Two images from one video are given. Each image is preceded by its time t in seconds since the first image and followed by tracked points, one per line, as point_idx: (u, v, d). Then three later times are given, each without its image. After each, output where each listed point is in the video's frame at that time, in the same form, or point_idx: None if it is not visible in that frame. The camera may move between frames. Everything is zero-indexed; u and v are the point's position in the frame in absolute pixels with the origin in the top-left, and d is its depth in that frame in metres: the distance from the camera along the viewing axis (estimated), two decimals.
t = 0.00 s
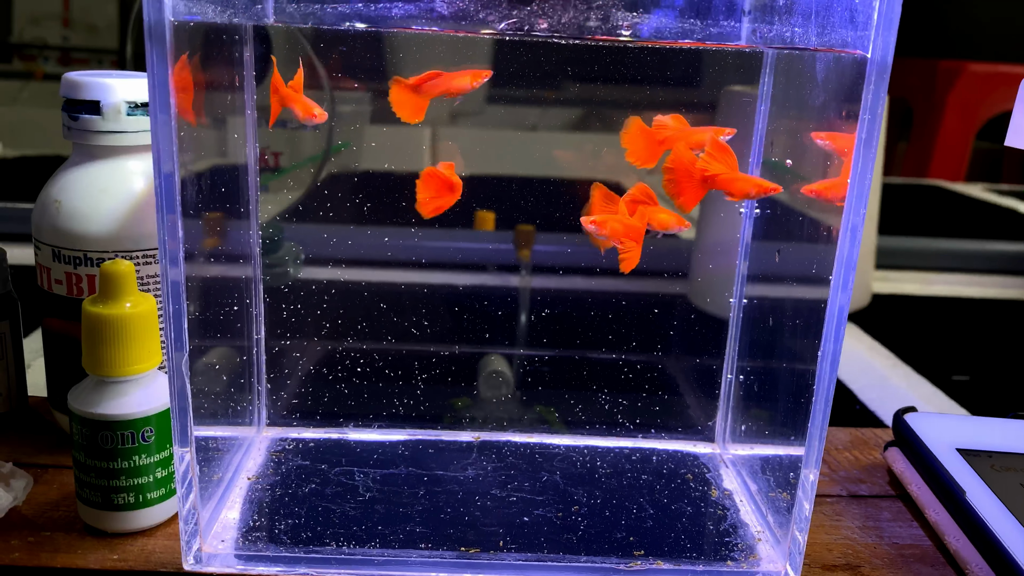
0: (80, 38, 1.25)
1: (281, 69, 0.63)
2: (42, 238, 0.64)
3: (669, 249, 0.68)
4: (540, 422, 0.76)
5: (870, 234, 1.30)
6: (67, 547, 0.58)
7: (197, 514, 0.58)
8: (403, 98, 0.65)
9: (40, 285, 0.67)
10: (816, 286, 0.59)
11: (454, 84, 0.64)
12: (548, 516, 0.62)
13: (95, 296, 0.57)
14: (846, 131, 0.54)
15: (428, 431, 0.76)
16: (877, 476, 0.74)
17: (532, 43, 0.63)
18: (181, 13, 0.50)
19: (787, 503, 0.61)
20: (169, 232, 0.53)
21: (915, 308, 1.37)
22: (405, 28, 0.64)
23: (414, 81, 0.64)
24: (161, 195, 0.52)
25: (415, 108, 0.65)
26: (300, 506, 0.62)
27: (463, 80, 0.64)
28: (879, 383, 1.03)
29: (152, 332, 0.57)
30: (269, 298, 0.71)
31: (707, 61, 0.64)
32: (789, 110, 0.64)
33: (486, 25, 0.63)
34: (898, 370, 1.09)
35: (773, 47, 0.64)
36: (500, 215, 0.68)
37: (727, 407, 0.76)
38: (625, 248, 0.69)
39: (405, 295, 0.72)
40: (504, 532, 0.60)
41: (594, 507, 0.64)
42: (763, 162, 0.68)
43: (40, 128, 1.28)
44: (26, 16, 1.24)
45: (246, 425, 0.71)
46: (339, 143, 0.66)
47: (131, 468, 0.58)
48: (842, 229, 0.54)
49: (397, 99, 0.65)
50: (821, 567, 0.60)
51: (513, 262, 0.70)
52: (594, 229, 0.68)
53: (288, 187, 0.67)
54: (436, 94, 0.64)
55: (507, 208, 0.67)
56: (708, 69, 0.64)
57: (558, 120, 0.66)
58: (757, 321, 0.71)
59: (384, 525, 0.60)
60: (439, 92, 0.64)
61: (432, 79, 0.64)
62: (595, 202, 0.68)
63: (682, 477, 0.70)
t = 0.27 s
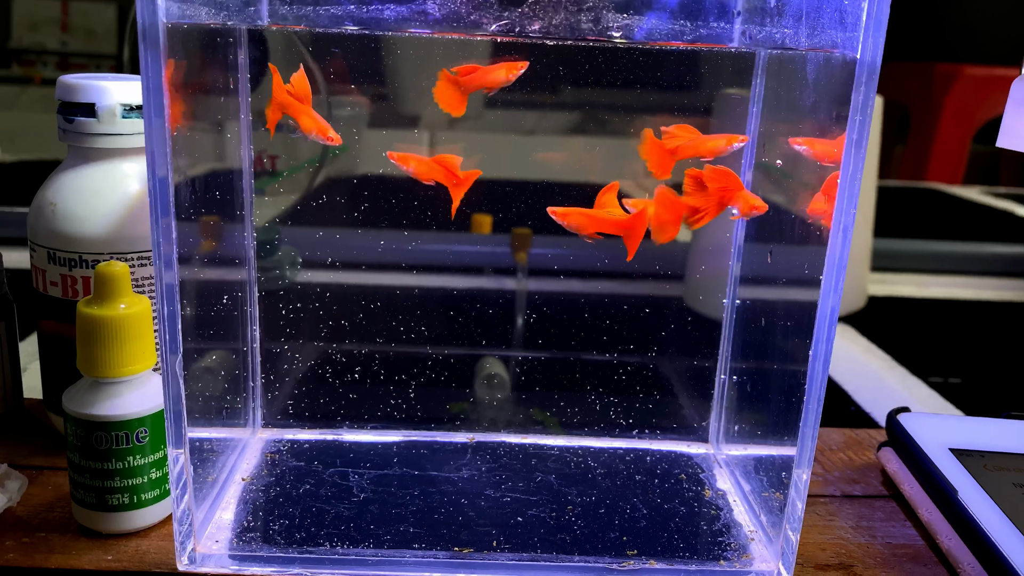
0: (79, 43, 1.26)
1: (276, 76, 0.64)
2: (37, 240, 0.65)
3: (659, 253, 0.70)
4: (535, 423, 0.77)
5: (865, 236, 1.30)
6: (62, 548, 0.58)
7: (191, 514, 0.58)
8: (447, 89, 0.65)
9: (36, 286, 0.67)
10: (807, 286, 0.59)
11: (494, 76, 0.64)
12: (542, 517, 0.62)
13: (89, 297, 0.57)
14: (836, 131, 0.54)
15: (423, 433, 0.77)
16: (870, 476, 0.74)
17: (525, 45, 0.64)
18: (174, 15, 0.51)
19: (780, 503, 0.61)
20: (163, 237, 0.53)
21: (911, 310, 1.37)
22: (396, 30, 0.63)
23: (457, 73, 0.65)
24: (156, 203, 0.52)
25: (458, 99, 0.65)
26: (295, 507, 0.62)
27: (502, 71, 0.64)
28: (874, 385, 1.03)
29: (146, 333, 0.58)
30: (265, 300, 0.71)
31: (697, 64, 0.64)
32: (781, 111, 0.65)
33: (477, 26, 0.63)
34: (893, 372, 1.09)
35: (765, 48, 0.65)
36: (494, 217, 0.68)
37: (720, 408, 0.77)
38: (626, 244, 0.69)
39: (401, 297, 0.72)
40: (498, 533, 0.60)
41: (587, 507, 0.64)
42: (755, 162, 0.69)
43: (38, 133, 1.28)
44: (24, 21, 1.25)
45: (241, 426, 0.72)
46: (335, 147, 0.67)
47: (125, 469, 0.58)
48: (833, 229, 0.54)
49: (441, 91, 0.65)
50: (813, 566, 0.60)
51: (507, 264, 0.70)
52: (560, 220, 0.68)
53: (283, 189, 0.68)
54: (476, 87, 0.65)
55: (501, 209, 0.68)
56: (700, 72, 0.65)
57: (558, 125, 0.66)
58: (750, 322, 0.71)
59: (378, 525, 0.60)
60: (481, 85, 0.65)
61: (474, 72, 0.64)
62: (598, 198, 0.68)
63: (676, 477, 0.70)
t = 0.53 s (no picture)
0: (77, 46, 1.26)
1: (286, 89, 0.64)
2: (35, 243, 0.64)
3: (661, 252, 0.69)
4: (535, 425, 0.76)
5: (863, 239, 1.30)
6: (59, 551, 0.58)
7: (189, 517, 0.58)
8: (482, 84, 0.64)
9: (33, 289, 0.67)
10: (806, 288, 0.59)
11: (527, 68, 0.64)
12: (541, 519, 0.62)
13: (87, 300, 0.57)
14: (835, 133, 0.54)
15: (422, 434, 0.76)
16: (870, 478, 0.74)
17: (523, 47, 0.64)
18: (172, 17, 0.51)
19: (779, 505, 0.61)
20: (161, 239, 0.53)
21: (909, 313, 1.37)
22: (397, 31, 0.63)
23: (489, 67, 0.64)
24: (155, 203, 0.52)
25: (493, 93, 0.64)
26: (293, 509, 0.62)
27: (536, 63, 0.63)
28: (873, 387, 1.03)
29: (144, 336, 0.58)
30: (263, 303, 0.71)
31: (696, 65, 0.64)
32: (780, 112, 0.65)
33: (478, 28, 0.63)
34: (892, 374, 1.09)
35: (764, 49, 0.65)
36: (493, 219, 0.68)
37: (719, 409, 0.77)
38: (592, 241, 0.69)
39: (400, 300, 0.72)
40: (497, 535, 0.60)
41: (586, 510, 0.64)
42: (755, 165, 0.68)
43: (36, 135, 1.28)
44: (22, 24, 1.25)
45: (239, 429, 0.71)
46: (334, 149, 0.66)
47: (123, 472, 0.58)
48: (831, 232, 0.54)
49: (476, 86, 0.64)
50: (813, 569, 0.60)
51: (506, 266, 0.70)
52: (526, 212, 0.67)
53: (282, 191, 0.67)
54: (511, 81, 0.64)
55: (500, 211, 0.68)
56: (699, 74, 0.65)
57: (553, 127, 0.66)
58: (749, 324, 0.71)
59: (376, 528, 0.60)
60: (516, 78, 0.64)
61: (508, 64, 0.63)
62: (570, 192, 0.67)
63: (674, 479, 0.70)
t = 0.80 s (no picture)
0: (74, 47, 1.27)
1: (307, 84, 0.65)
2: (27, 238, 0.64)
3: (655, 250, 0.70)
4: (527, 420, 0.77)
5: (857, 236, 1.30)
6: (51, 545, 0.58)
7: (181, 511, 0.58)
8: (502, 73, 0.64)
9: (25, 284, 0.67)
10: (796, 281, 0.60)
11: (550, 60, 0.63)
12: (533, 513, 0.62)
13: (79, 294, 0.57)
14: (825, 127, 0.55)
15: (415, 430, 0.77)
16: (862, 473, 0.74)
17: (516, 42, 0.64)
18: (162, 12, 0.51)
19: (770, 498, 0.61)
20: (154, 237, 0.53)
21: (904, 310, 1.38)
22: (389, 25, 0.63)
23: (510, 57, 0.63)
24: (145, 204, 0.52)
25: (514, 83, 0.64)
26: (285, 503, 0.62)
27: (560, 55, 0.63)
28: (867, 383, 1.03)
29: (136, 330, 0.58)
30: (255, 300, 0.71)
31: (688, 61, 0.65)
32: (771, 107, 0.65)
33: (468, 22, 0.63)
34: (886, 371, 1.09)
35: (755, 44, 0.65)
36: (485, 214, 0.68)
37: (711, 404, 0.77)
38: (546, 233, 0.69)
39: (392, 297, 0.72)
40: (488, 529, 0.60)
41: (578, 504, 0.64)
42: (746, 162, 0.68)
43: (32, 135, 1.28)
44: (19, 26, 1.26)
45: (232, 424, 0.72)
46: (327, 148, 0.67)
47: (115, 466, 0.58)
48: (821, 227, 0.54)
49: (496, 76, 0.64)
50: (804, 562, 0.61)
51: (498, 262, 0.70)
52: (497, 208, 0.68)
53: (275, 187, 0.68)
54: (533, 73, 0.63)
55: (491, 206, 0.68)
56: (690, 69, 0.65)
57: (550, 128, 0.66)
58: (740, 319, 0.71)
59: (368, 522, 0.60)
60: (539, 70, 0.63)
61: (531, 55, 0.63)
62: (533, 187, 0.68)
63: (666, 473, 0.71)
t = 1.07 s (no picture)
0: (71, 47, 1.26)
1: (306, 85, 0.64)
2: (25, 239, 0.64)
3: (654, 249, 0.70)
4: (527, 422, 0.76)
5: (857, 236, 1.30)
6: (50, 548, 0.58)
7: (180, 514, 0.58)
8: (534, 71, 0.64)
9: (23, 286, 0.66)
10: (797, 281, 0.59)
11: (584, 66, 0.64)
12: (533, 515, 0.62)
13: (77, 296, 0.56)
14: (826, 126, 0.54)
15: (413, 431, 0.77)
16: (863, 473, 0.74)
17: (515, 41, 0.63)
18: (160, 11, 0.50)
19: (771, 500, 0.61)
20: (152, 239, 0.52)
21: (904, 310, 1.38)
22: (390, 25, 0.64)
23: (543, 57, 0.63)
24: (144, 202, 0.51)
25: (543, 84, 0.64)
26: (285, 506, 0.62)
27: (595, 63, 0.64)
28: (867, 383, 1.03)
29: (135, 332, 0.57)
30: (253, 302, 0.71)
31: (691, 61, 0.64)
32: (772, 107, 0.65)
33: (467, 22, 0.64)
34: (886, 370, 1.09)
35: (755, 44, 0.65)
36: (484, 215, 0.68)
37: (711, 405, 0.77)
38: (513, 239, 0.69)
39: (393, 298, 0.72)
40: (489, 531, 0.60)
41: (579, 505, 0.64)
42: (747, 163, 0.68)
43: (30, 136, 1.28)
44: (16, 27, 1.25)
45: (231, 426, 0.71)
46: (325, 150, 0.66)
47: (113, 469, 0.58)
48: (822, 227, 0.54)
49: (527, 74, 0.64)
50: (806, 563, 0.60)
51: (499, 263, 0.70)
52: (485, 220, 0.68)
53: (274, 188, 0.67)
54: (564, 76, 0.64)
55: (491, 207, 0.68)
56: (694, 69, 0.64)
57: (549, 128, 0.66)
58: (741, 320, 0.71)
59: (368, 524, 0.60)
60: (571, 73, 0.64)
61: (565, 55, 0.63)
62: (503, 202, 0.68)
63: (667, 474, 0.70)
